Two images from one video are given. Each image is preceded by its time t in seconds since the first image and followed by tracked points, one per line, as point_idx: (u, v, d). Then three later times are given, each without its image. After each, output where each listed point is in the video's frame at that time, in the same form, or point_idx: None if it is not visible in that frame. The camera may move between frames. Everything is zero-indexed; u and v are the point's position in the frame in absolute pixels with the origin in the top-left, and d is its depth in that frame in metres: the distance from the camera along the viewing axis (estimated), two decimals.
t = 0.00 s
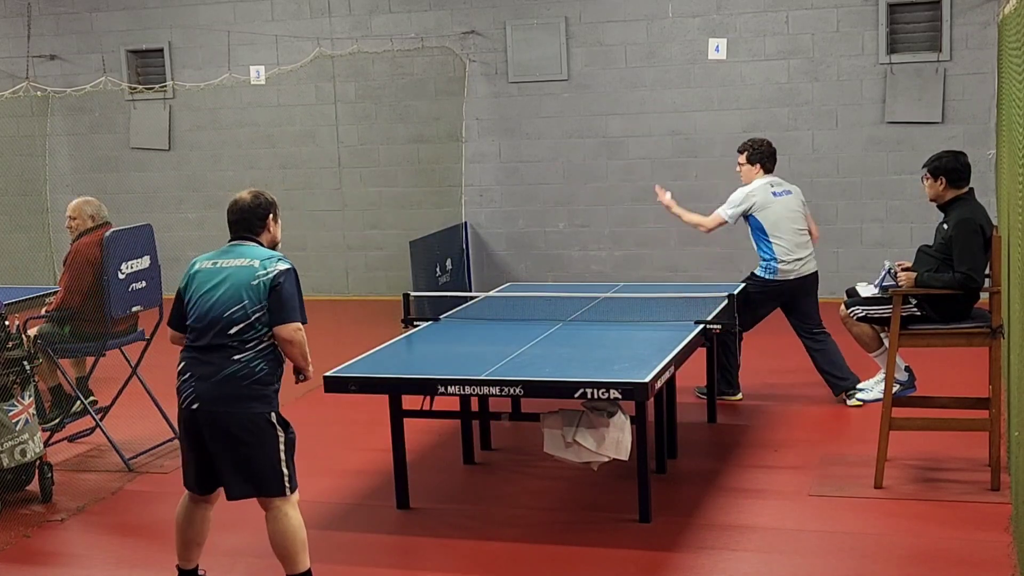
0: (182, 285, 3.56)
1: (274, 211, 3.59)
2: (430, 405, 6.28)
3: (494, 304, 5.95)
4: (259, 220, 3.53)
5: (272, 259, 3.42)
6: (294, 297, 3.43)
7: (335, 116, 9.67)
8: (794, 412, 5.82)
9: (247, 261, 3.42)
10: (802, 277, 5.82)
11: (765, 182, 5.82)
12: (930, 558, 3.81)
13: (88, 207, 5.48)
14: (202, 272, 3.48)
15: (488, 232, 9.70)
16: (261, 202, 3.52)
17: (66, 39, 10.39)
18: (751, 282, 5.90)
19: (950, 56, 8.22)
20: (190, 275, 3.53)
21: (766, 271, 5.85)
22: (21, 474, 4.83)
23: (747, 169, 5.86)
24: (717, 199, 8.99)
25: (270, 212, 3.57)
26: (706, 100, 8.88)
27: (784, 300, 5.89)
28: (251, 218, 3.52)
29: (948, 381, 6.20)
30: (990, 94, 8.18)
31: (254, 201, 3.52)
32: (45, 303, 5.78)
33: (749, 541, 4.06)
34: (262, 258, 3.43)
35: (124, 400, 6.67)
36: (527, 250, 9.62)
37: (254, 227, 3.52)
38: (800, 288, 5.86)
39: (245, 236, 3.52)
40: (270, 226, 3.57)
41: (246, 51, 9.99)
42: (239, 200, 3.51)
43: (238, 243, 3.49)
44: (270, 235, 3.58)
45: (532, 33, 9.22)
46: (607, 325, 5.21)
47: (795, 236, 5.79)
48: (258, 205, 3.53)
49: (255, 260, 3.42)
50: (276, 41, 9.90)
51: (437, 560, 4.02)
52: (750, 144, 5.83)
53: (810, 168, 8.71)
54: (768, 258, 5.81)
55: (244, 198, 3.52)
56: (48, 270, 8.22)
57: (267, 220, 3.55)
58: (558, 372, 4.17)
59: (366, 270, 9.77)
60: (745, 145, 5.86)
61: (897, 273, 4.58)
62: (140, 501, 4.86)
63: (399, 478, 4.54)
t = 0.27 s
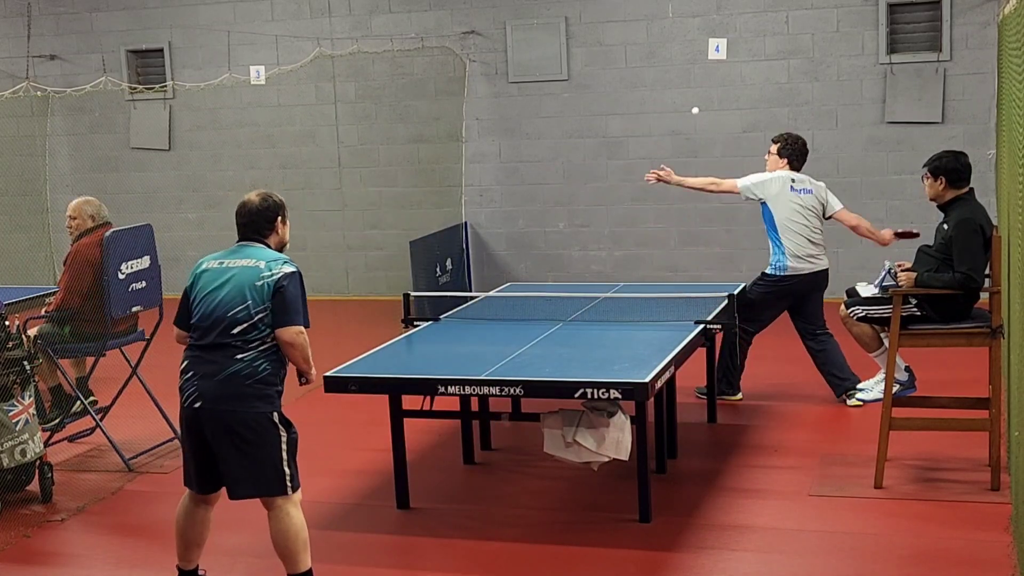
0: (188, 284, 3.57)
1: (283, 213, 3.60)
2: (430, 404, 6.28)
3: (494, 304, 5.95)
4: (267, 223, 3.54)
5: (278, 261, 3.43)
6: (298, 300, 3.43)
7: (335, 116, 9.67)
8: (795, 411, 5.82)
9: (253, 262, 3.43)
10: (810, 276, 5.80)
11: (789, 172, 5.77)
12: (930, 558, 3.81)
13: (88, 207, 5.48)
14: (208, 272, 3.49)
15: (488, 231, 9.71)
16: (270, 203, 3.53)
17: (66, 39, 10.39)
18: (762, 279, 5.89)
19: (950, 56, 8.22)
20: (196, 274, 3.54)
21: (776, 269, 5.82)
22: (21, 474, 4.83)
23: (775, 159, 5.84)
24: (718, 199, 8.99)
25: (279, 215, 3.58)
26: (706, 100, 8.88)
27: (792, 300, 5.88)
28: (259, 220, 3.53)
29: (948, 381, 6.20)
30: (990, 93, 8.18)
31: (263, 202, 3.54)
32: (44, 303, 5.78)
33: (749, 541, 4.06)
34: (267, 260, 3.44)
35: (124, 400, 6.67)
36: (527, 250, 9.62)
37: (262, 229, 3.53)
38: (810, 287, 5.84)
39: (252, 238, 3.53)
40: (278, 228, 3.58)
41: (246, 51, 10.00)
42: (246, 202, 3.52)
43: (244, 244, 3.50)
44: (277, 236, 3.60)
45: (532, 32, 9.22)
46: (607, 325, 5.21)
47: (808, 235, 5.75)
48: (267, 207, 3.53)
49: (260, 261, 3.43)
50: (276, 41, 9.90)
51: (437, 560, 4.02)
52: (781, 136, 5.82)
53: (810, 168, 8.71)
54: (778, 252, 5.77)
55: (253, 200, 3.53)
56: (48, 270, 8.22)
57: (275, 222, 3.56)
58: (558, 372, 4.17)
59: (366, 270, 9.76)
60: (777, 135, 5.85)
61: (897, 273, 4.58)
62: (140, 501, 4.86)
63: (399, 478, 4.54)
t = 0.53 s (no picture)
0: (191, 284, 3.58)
1: (289, 216, 3.60)
2: (430, 404, 6.28)
3: (494, 304, 5.95)
4: (272, 225, 3.54)
5: (281, 262, 3.43)
6: (301, 302, 3.43)
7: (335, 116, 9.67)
8: (794, 412, 5.82)
9: (256, 262, 3.43)
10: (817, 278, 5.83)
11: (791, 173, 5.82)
12: (930, 558, 3.81)
13: (88, 207, 5.48)
14: (212, 271, 3.49)
15: (488, 231, 9.71)
16: (277, 206, 3.54)
17: (66, 39, 10.39)
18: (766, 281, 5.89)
19: (950, 56, 8.22)
20: (201, 274, 3.55)
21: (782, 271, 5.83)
22: (21, 474, 4.83)
23: (765, 166, 5.87)
24: (718, 199, 8.98)
25: (286, 217, 3.58)
26: (706, 100, 8.88)
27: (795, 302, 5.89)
28: (264, 222, 3.53)
29: (948, 381, 6.20)
30: (990, 93, 8.18)
31: (268, 204, 3.54)
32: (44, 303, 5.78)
33: (749, 541, 4.06)
34: (271, 261, 3.44)
35: (124, 400, 6.67)
36: (527, 250, 9.62)
37: (267, 231, 3.53)
38: (814, 289, 5.86)
39: (258, 239, 3.54)
40: (285, 231, 3.59)
41: (246, 51, 10.01)
42: (254, 204, 3.52)
43: (249, 246, 3.51)
44: (283, 239, 3.60)
45: (532, 33, 9.22)
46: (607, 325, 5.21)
47: (816, 237, 5.77)
48: (274, 209, 3.54)
49: (264, 262, 3.43)
50: (276, 41, 9.92)
51: (437, 560, 4.02)
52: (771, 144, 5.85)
53: (810, 168, 8.71)
54: (787, 255, 5.77)
55: (260, 201, 3.54)
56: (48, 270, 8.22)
57: (281, 225, 3.57)
58: (558, 372, 4.17)
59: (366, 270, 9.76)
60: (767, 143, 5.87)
61: (897, 273, 4.58)
62: (140, 501, 4.86)
63: (399, 478, 4.54)
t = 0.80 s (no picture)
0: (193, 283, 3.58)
1: (292, 220, 3.61)
2: (430, 404, 6.28)
3: (494, 304, 5.95)
4: (276, 228, 3.55)
5: (285, 264, 3.44)
6: (304, 304, 3.44)
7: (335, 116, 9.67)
8: (794, 412, 5.82)
9: (260, 263, 3.44)
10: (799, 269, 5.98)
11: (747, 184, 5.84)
12: (930, 558, 3.81)
13: (88, 207, 5.48)
14: (215, 271, 3.49)
15: (488, 231, 9.71)
16: (282, 210, 3.55)
17: (66, 39, 10.39)
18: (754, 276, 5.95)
19: (950, 56, 8.22)
20: (203, 273, 3.55)
21: (769, 263, 5.92)
22: (21, 474, 4.83)
23: (723, 191, 5.74)
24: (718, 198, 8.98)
25: (288, 221, 3.59)
26: (706, 100, 8.88)
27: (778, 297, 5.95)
28: (268, 225, 3.53)
29: (947, 381, 6.20)
30: (990, 93, 8.18)
31: (273, 207, 3.55)
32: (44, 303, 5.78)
33: (749, 541, 4.06)
34: (275, 263, 3.45)
35: (124, 401, 6.67)
36: (527, 250, 9.62)
37: (270, 234, 3.53)
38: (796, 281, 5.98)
39: (260, 241, 3.54)
40: (287, 234, 3.58)
41: (246, 51, 10.01)
42: (258, 206, 3.53)
43: (253, 248, 3.51)
44: (286, 242, 3.60)
45: (532, 33, 9.22)
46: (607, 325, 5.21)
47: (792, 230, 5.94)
48: (279, 213, 3.55)
49: (268, 263, 3.44)
50: (276, 41, 9.92)
51: (437, 560, 4.02)
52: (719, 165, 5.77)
53: (810, 168, 8.71)
54: (778, 245, 5.88)
55: (264, 205, 3.55)
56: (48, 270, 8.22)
57: (284, 229, 3.57)
58: (558, 372, 4.17)
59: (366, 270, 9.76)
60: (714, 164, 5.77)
61: (897, 273, 4.58)
62: (141, 501, 4.86)
63: (399, 478, 4.54)
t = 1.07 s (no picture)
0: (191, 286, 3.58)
1: (293, 228, 3.62)
2: (430, 404, 6.28)
3: (494, 304, 5.95)
4: (276, 236, 3.56)
5: (285, 269, 3.45)
6: (305, 308, 3.45)
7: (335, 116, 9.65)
8: (794, 412, 5.82)
9: (260, 268, 3.45)
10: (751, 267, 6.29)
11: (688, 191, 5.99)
12: (930, 558, 3.81)
13: (88, 207, 5.48)
14: (215, 274, 3.50)
15: (488, 231, 9.71)
16: (283, 218, 3.56)
17: (66, 39, 10.39)
18: (732, 278, 6.11)
19: (950, 56, 8.22)
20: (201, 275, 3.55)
21: (743, 263, 6.10)
22: (21, 474, 4.83)
23: (692, 191, 5.84)
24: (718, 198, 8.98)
25: (289, 229, 3.60)
26: (706, 100, 8.88)
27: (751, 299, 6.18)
28: (269, 231, 3.55)
29: (947, 381, 6.20)
30: (990, 93, 8.18)
31: (274, 214, 3.57)
32: (44, 303, 5.78)
33: (749, 541, 4.06)
34: (275, 267, 3.46)
35: (124, 400, 6.67)
36: (527, 250, 9.62)
37: (271, 240, 3.55)
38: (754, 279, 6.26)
39: (260, 247, 3.55)
40: (287, 242, 3.59)
41: (246, 51, 9.99)
42: (262, 213, 3.55)
43: (253, 253, 3.52)
44: (286, 250, 3.60)
45: (532, 33, 9.22)
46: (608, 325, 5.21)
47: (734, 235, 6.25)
48: (280, 221, 3.57)
49: (268, 266, 3.45)
50: (277, 41, 9.88)
51: (437, 560, 4.02)
52: (687, 168, 5.80)
53: (810, 168, 8.71)
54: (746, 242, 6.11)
55: (266, 212, 3.57)
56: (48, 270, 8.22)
57: (284, 236, 3.58)
58: (558, 372, 4.17)
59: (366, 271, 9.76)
60: (680, 169, 5.80)
61: (897, 273, 4.58)
62: (141, 501, 4.86)
63: (399, 478, 4.54)
